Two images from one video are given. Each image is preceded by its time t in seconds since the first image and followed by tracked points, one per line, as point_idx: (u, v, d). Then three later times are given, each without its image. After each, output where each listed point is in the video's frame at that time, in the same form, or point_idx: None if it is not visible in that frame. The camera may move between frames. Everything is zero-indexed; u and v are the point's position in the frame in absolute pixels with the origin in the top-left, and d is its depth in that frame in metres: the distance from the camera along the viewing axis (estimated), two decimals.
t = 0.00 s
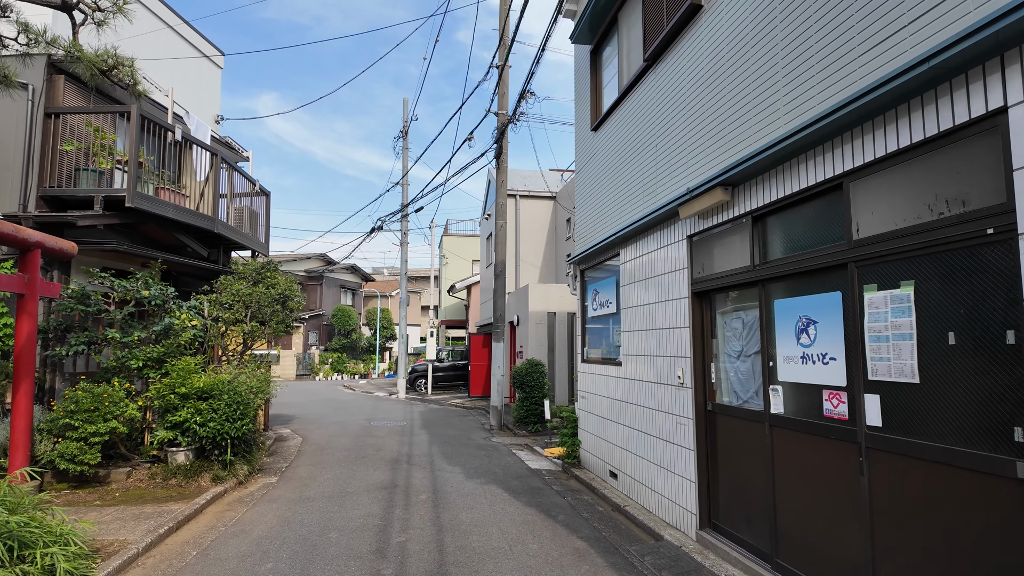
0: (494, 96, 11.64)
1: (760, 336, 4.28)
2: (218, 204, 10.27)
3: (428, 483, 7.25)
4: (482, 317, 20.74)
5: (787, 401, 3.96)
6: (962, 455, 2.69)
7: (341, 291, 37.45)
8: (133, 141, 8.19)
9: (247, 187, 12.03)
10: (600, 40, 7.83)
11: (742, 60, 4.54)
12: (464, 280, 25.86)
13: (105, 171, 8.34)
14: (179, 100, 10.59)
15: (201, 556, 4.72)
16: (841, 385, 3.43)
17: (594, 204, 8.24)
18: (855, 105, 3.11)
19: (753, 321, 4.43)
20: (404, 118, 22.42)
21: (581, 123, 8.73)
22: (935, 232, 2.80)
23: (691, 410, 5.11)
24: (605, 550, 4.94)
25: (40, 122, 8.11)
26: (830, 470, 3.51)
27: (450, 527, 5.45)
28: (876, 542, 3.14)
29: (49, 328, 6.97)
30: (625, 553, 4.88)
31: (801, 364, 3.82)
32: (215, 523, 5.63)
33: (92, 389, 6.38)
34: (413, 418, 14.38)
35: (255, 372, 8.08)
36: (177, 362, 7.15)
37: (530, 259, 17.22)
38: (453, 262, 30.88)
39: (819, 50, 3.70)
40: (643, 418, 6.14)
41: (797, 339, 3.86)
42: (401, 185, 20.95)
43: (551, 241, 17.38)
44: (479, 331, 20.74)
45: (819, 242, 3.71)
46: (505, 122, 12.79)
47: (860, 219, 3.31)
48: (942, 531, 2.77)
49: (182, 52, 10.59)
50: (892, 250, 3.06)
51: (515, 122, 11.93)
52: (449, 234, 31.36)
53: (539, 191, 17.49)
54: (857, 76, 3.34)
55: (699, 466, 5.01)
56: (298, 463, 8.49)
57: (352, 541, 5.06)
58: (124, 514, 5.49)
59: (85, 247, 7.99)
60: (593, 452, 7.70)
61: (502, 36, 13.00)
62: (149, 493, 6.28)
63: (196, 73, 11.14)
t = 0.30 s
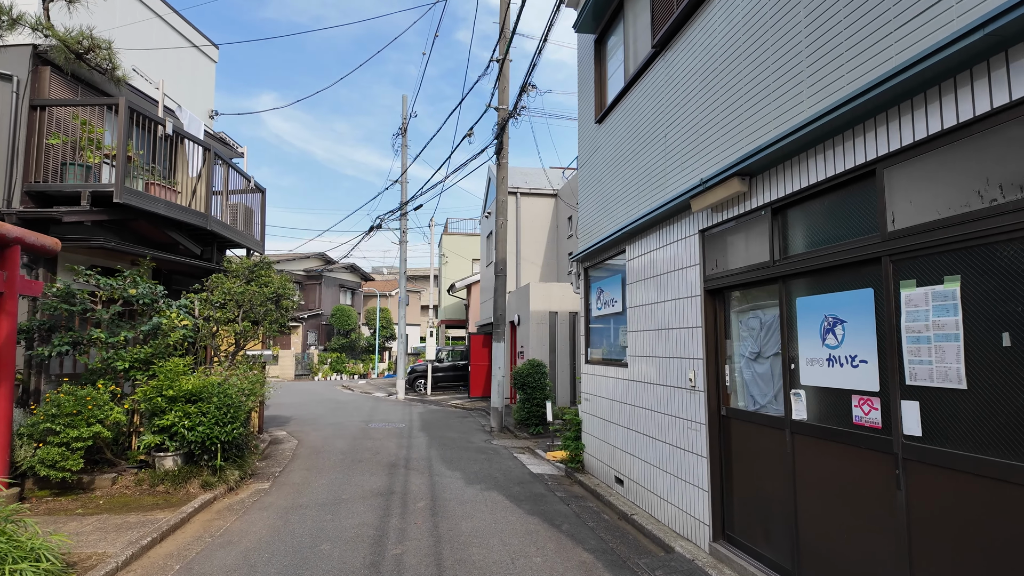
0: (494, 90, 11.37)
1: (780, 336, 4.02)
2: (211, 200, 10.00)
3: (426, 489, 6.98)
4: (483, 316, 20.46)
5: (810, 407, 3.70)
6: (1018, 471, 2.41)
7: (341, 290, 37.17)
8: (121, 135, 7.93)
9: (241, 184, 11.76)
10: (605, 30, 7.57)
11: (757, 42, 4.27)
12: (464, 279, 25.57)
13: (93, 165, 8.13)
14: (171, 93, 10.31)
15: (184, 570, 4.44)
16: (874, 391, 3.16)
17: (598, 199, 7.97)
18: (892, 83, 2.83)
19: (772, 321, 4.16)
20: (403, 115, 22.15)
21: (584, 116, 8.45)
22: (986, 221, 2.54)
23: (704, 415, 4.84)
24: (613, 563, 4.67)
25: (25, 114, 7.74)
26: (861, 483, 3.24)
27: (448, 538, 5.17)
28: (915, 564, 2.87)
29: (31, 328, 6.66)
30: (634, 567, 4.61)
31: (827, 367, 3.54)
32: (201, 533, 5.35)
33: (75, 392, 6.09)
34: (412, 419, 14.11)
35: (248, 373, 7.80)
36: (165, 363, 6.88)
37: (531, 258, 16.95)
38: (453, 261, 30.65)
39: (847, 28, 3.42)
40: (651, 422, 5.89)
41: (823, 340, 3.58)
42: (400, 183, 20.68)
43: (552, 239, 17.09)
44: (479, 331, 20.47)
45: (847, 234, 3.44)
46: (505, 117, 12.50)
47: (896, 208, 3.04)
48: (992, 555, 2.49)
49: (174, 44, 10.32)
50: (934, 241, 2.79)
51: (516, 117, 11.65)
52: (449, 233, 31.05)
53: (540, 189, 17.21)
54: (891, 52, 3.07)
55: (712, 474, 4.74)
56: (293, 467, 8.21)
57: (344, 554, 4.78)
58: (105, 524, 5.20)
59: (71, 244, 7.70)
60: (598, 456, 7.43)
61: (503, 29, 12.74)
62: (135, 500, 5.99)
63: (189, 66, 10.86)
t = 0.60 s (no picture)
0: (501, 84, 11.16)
1: (812, 335, 3.79)
2: (213, 197, 9.80)
3: (432, 493, 6.75)
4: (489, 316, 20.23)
5: (847, 410, 3.45)
6: None
7: (345, 290, 37.01)
8: (121, 129, 7.75)
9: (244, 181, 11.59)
10: (616, 18, 7.34)
11: (783, 21, 4.03)
12: (469, 279, 25.36)
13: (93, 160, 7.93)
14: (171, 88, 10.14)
15: None
16: (921, 393, 2.92)
17: (609, 194, 7.72)
18: (955, 50, 2.54)
19: (803, 318, 3.93)
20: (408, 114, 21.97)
21: (595, 109, 8.21)
22: None
23: (726, 418, 4.61)
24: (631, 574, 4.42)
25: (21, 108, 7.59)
26: (905, 494, 3.00)
27: (457, 546, 4.94)
28: None
29: (26, 327, 6.46)
30: None
31: (865, 367, 3.30)
32: (199, 539, 5.13)
33: (70, 393, 5.85)
34: (417, 421, 13.89)
35: (250, 373, 7.60)
36: (164, 363, 6.67)
37: (537, 256, 16.72)
38: (458, 261, 30.46)
39: None
40: (667, 425, 5.65)
41: (861, 338, 3.34)
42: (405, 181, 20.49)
43: (559, 238, 16.84)
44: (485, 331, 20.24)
45: (890, 223, 3.20)
46: (512, 112, 12.26)
47: (948, 193, 2.80)
48: None
49: (175, 38, 10.15)
50: (994, 228, 2.55)
51: (522, 112, 11.41)
52: (453, 232, 30.84)
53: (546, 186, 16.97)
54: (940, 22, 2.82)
55: (735, 481, 4.50)
56: (296, 470, 7.99)
57: (348, 563, 4.56)
58: (100, 531, 4.98)
59: (69, 241, 7.50)
60: (610, 460, 7.20)
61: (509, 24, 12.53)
62: (132, 504, 5.77)
63: (189, 61, 10.70)
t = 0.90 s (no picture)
0: (521, 77, 10.89)
1: (872, 332, 3.48)
2: (231, 195, 9.71)
3: (455, 498, 6.52)
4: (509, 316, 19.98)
5: (915, 415, 3.15)
6: None
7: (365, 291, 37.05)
8: (137, 126, 7.65)
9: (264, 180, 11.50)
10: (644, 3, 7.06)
11: None
12: (489, 278, 25.13)
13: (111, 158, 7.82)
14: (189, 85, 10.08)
15: None
16: (1011, 396, 2.62)
17: (637, 186, 7.43)
18: None
19: (861, 314, 3.63)
20: (427, 112, 21.81)
21: (621, 99, 7.93)
22: None
23: (771, 423, 4.31)
24: None
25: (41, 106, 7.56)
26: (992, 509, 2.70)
27: (481, 556, 4.69)
28: None
29: (43, 326, 6.35)
30: None
31: (937, 367, 3.00)
32: (215, 546, 4.93)
33: (85, 393, 5.71)
34: (438, 422, 13.68)
35: (268, 373, 7.42)
36: (180, 362, 6.53)
37: (558, 255, 16.41)
38: (477, 260, 30.26)
39: None
40: (703, 430, 5.33)
41: (931, 335, 3.04)
42: (424, 180, 20.34)
43: (580, 235, 16.52)
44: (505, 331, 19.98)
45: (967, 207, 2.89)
46: (532, 107, 11.98)
47: None
48: None
49: (193, 36, 10.09)
50: None
51: (543, 106, 11.14)
52: (472, 232, 30.63)
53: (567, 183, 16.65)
54: None
55: (782, 490, 4.21)
56: (315, 472, 7.82)
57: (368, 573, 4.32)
58: (114, 535, 4.79)
59: (85, 239, 7.41)
60: (640, 464, 6.91)
61: (530, 16, 12.25)
62: (148, 508, 5.61)
63: (207, 59, 10.65)
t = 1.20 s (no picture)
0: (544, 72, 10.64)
1: (938, 331, 3.15)
2: (253, 195, 9.64)
3: (478, 505, 6.29)
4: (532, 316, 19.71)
5: (992, 424, 2.81)
6: None
7: (388, 292, 37.13)
8: (158, 126, 7.60)
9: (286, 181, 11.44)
10: None
11: None
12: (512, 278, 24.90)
13: (132, 159, 7.79)
14: (210, 85, 10.05)
15: None
16: None
17: (668, 180, 7.12)
18: None
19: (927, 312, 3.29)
20: (449, 113, 21.70)
21: (650, 91, 7.64)
22: None
23: (821, 430, 3.99)
24: None
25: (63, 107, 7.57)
26: None
27: (506, 568, 4.45)
28: None
29: (63, 327, 6.29)
30: None
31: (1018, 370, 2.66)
32: (231, 554, 4.76)
33: (103, 396, 5.61)
34: (461, 424, 13.48)
35: (288, 375, 7.27)
36: (199, 364, 6.41)
37: (582, 254, 16.10)
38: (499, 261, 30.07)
39: None
40: (744, 436, 5.00)
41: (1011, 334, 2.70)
42: (446, 180, 20.21)
43: (605, 234, 16.17)
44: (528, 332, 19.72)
45: None
46: (556, 102, 11.70)
47: None
48: None
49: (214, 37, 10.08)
50: None
51: (567, 101, 10.86)
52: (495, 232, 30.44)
53: (591, 181, 16.33)
54: None
55: (833, 503, 3.88)
56: (337, 476, 7.66)
57: None
58: (129, 542, 4.64)
59: (105, 239, 7.34)
60: (672, 471, 6.60)
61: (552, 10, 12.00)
62: (166, 513, 5.49)
63: (229, 59, 10.65)
